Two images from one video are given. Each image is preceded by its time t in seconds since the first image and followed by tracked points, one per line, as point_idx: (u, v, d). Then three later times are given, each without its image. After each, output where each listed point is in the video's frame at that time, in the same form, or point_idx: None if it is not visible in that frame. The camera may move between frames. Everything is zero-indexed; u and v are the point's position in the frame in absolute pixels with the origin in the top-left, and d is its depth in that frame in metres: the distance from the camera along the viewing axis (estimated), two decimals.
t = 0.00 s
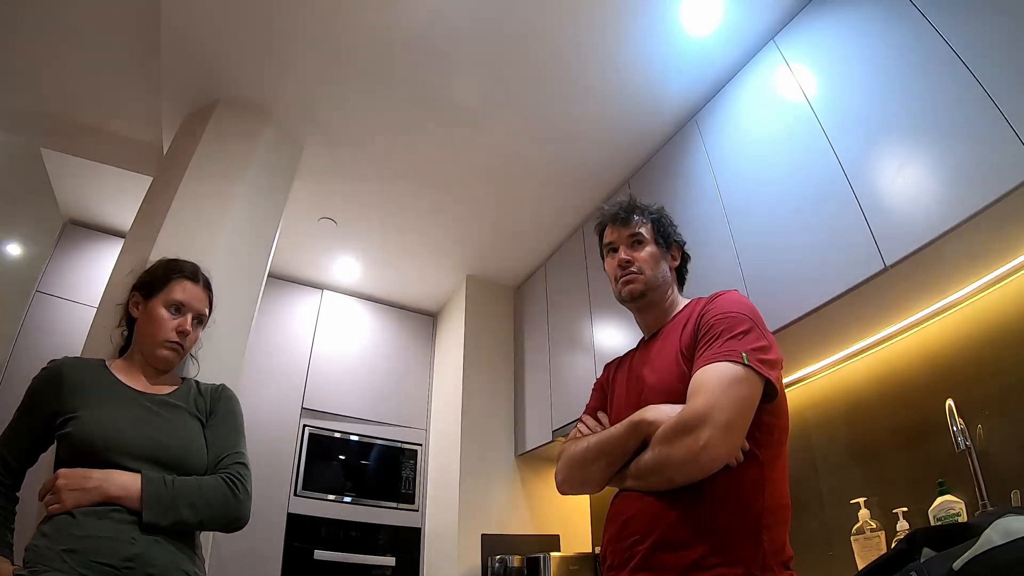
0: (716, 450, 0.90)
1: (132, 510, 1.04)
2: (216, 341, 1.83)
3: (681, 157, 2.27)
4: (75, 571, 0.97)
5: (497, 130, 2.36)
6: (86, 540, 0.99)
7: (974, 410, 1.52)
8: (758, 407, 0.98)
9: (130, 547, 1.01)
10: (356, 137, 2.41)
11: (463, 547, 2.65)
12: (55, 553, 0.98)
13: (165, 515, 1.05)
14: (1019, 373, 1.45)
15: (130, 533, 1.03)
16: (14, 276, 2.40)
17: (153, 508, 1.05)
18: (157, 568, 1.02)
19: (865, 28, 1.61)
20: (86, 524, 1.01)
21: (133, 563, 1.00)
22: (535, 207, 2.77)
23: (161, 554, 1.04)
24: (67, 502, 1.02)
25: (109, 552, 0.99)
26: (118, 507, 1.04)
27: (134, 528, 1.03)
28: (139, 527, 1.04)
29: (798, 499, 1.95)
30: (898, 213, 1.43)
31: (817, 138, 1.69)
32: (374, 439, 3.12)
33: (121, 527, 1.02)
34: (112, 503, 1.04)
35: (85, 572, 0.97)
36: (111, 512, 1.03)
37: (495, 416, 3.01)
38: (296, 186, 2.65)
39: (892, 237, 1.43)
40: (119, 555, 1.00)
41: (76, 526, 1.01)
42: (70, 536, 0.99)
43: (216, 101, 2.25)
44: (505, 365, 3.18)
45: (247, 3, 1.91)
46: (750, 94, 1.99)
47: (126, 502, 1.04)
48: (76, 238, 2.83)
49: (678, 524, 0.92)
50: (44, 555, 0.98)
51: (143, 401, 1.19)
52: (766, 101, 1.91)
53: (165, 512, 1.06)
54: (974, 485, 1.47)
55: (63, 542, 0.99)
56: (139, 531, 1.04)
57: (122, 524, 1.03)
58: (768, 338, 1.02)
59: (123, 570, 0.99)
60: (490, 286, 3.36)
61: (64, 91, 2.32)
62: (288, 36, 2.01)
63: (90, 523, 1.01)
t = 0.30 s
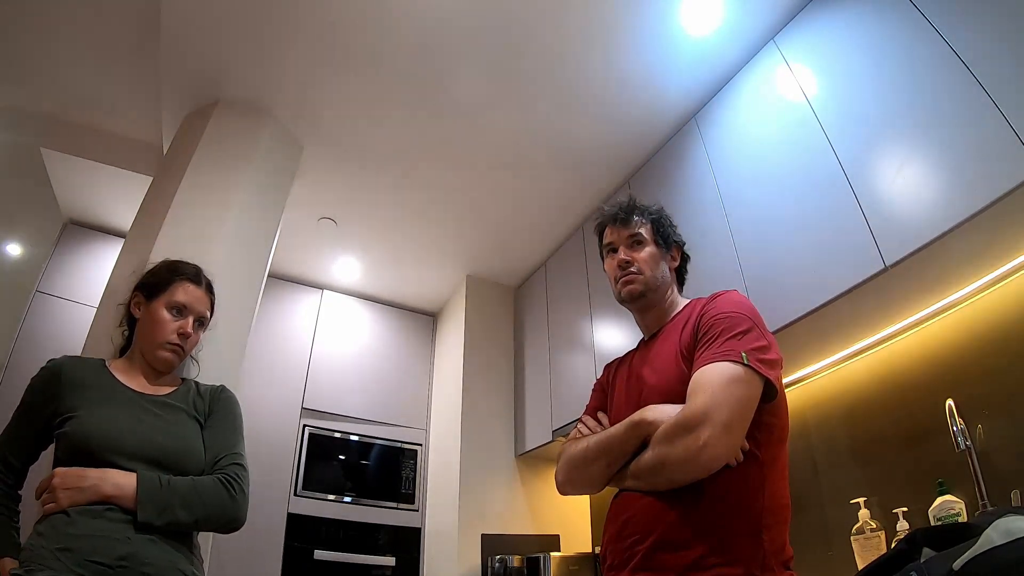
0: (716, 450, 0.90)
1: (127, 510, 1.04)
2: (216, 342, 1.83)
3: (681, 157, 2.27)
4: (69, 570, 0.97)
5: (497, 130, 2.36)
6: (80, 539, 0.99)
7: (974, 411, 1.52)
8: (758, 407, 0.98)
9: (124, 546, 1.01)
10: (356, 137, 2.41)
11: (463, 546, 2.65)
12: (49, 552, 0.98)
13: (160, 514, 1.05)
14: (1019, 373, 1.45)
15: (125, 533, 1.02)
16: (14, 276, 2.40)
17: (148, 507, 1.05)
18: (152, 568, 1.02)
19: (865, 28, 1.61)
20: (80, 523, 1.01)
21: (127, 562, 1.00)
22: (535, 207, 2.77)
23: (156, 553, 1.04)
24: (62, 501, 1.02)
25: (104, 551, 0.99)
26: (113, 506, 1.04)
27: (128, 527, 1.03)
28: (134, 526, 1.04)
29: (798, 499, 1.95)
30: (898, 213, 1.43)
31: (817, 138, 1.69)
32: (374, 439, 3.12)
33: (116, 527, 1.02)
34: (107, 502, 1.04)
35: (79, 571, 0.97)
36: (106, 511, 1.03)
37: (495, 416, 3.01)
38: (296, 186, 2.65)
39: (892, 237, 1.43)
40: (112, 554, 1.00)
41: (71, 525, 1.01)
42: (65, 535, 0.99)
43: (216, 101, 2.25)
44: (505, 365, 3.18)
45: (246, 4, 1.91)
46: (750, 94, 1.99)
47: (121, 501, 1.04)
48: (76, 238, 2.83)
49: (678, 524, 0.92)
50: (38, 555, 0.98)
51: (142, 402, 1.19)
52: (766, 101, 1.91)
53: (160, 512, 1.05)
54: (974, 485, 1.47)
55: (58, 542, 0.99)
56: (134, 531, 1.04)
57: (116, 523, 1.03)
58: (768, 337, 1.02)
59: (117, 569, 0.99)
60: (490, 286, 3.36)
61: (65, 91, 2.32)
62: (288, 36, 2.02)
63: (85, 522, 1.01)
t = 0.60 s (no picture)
0: (716, 450, 0.90)
1: (125, 510, 1.04)
2: (216, 341, 1.83)
3: (680, 157, 2.27)
4: (67, 569, 0.96)
5: (497, 130, 2.36)
6: (78, 539, 0.99)
7: (974, 410, 1.52)
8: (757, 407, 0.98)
9: (121, 546, 1.01)
10: (355, 137, 2.41)
11: (463, 546, 2.65)
12: (48, 552, 0.98)
13: (158, 514, 1.05)
14: (1020, 372, 1.45)
15: (123, 533, 1.02)
16: (14, 275, 2.40)
17: (146, 507, 1.05)
18: (149, 568, 1.02)
19: (866, 27, 1.61)
20: (78, 522, 1.01)
21: (124, 562, 1.00)
22: (535, 207, 2.77)
23: (153, 553, 1.04)
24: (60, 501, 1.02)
25: (102, 551, 0.99)
26: (111, 506, 1.04)
27: (127, 527, 1.03)
28: (132, 526, 1.04)
29: (798, 499, 1.95)
30: (898, 213, 1.43)
31: (817, 138, 1.69)
32: (374, 439, 3.12)
33: (114, 526, 1.02)
34: (105, 502, 1.04)
35: (76, 571, 0.97)
36: (105, 511, 1.03)
37: (495, 416, 3.01)
38: (296, 186, 2.65)
39: (892, 237, 1.43)
40: (110, 554, 0.99)
41: (69, 524, 1.00)
42: (63, 534, 0.99)
43: (216, 101, 2.25)
44: (505, 365, 3.18)
45: (246, 4, 1.91)
46: (751, 94, 1.99)
47: (119, 501, 1.04)
48: (76, 238, 2.83)
49: (678, 524, 0.92)
50: (36, 554, 0.97)
51: (143, 401, 1.19)
52: (766, 101, 1.91)
53: (159, 512, 1.05)
54: (974, 485, 1.47)
55: (55, 541, 0.99)
56: (132, 530, 1.04)
57: (115, 523, 1.03)
58: (767, 337, 1.02)
59: (114, 569, 0.99)
60: (490, 286, 3.36)
61: (64, 90, 2.32)
62: (287, 36, 2.01)
63: (83, 522, 1.01)
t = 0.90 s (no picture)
0: (714, 450, 0.90)
1: (124, 510, 1.04)
2: (216, 342, 1.83)
3: (680, 157, 2.27)
4: (65, 569, 0.96)
5: (497, 130, 2.36)
6: (77, 539, 0.99)
7: (974, 410, 1.52)
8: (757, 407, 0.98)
9: (120, 546, 1.01)
10: (356, 137, 2.41)
11: (463, 546, 2.65)
12: (46, 551, 0.98)
13: (157, 514, 1.05)
14: (1019, 372, 1.45)
15: (122, 533, 1.02)
16: (14, 275, 2.40)
17: (146, 507, 1.05)
18: (148, 568, 1.02)
19: (866, 28, 1.61)
20: (78, 522, 1.01)
21: (123, 562, 1.00)
22: (535, 207, 2.77)
23: (152, 554, 1.04)
24: (60, 501, 1.02)
25: (101, 551, 0.99)
26: (110, 506, 1.04)
27: (125, 527, 1.03)
28: (131, 527, 1.04)
29: (798, 499, 1.95)
30: (899, 213, 1.43)
31: (817, 138, 1.69)
32: (374, 439, 3.12)
33: (114, 527, 1.02)
34: (105, 502, 1.04)
35: (75, 570, 0.97)
36: (104, 511, 1.03)
37: (495, 416, 3.01)
38: (296, 186, 2.65)
39: (892, 237, 1.43)
40: (109, 554, 0.99)
41: (68, 524, 1.00)
42: (61, 534, 0.99)
43: (216, 101, 2.25)
44: (505, 365, 3.18)
45: (246, 4, 1.91)
46: (751, 94, 1.99)
47: (119, 502, 1.04)
48: (76, 238, 2.83)
49: (677, 524, 0.92)
50: (35, 553, 0.97)
51: (144, 402, 1.19)
52: (766, 101, 1.91)
53: (158, 512, 1.05)
54: (974, 485, 1.47)
55: (54, 541, 0.99)
56: (131, 531, 1.04)
57: (114, 523, 1.03)
58: (766, 337, 1.02)
59: (113, 569, 0.99)
60: (490, 286, 3.36)
61: (64, 90, 2.32)
62: (288, 36, 2.02)
63: (83, 522, 1.01)
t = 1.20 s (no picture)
0: (714, 449, 0.90)
1: (130, 510, 1.04)
2: (216, 342, 1.83)
3: (680, 157, 2.27)
4: (72, 570, 0.96)
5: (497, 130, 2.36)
6: (82, 539, 0.99)
7: (974, 410, 1.52)
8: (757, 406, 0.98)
9: (126, 547, 1.01)
10: (356, 137, 2.41)
11: (463, 546, 2.65)
12: (52, 552, 0.98)
13: (162, 514, 1.05)
14: (1019, 372, 1.45)
15: (127, 533, 1.02)
16: (14, 276, 2.40)
17: (151, 508, 1.05)
18: (154, 568, 1.02)
19: (866, 28, 1.61)
20: (83, 523, 1.01)
21: (129, 563, 1.00)
22: (535, 207, 2.77)
23: (158, 554, 1.04)
24: (65, 501, 1.02)
25: (107, 552, 0.99)
26: (116, 507, 1.04)
27: (131, 528, 1.03)
28: (137, 527, 1.04)
29: (797, 498, 1.95)
30: (899, 213, 1.43)
31: (817, 138, 1.69)
32: (374, 439, 3.12)
33: (119, 527, 1.02)
34: (110, 502, 1.04)
35: (81, 571, 0.97)
36: (109, 512, 1.03)
37: (495, 416, 3.01)
38: (296, 186, 2.65)
39: (892, 237, 1.43)
40: (115, 555, 1.00)
41: (74, 525, 1.00)
42: (67, 535, 0.99)
43: (216, 101, 2.25)
44: (505, 365, 3.18)
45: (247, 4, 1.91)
46: (751, 93, 1.99)
47: (124, 502, 1.04)
48: (76, 238, 2.83)
49: (677, 524, 0.92)
50: (41, 554, 0.97)
51: (145, 401, 1.19)
52: (766, 101, 1.91)
53: (163, 512, 1.05)
54: (974, 485, 1.47)
55: (60, 542, 0.99)
56: (137, 531, 1.04)
57: (119, 523, 1.03)
58: (766, 337, 1.02)
59: (119, 570, 0.99)
60: (490, 286, 3.36)
61: (64, 91, 2.32)
62: (288, 37, 2.02)
63: (88, 522, 1.01)
